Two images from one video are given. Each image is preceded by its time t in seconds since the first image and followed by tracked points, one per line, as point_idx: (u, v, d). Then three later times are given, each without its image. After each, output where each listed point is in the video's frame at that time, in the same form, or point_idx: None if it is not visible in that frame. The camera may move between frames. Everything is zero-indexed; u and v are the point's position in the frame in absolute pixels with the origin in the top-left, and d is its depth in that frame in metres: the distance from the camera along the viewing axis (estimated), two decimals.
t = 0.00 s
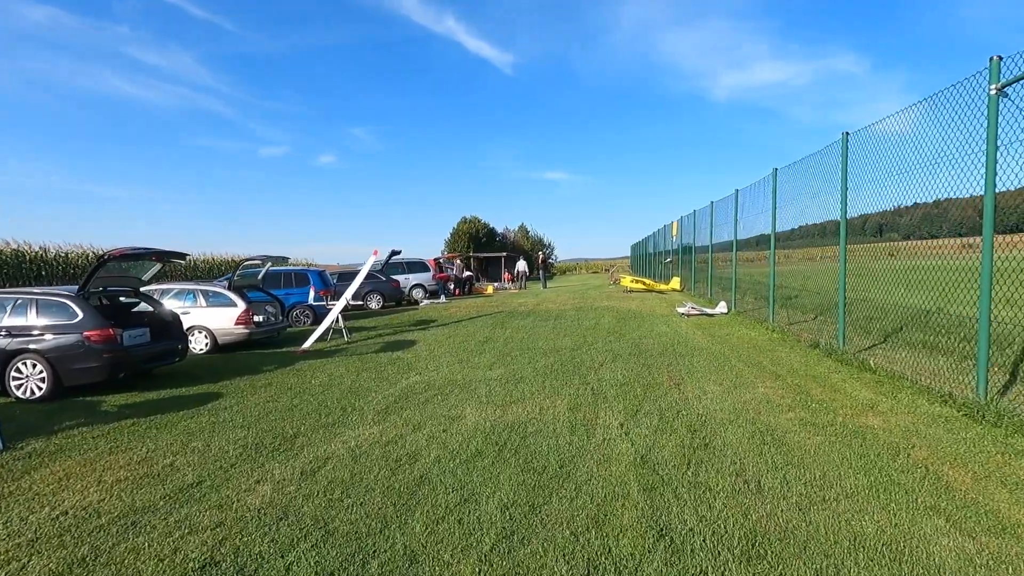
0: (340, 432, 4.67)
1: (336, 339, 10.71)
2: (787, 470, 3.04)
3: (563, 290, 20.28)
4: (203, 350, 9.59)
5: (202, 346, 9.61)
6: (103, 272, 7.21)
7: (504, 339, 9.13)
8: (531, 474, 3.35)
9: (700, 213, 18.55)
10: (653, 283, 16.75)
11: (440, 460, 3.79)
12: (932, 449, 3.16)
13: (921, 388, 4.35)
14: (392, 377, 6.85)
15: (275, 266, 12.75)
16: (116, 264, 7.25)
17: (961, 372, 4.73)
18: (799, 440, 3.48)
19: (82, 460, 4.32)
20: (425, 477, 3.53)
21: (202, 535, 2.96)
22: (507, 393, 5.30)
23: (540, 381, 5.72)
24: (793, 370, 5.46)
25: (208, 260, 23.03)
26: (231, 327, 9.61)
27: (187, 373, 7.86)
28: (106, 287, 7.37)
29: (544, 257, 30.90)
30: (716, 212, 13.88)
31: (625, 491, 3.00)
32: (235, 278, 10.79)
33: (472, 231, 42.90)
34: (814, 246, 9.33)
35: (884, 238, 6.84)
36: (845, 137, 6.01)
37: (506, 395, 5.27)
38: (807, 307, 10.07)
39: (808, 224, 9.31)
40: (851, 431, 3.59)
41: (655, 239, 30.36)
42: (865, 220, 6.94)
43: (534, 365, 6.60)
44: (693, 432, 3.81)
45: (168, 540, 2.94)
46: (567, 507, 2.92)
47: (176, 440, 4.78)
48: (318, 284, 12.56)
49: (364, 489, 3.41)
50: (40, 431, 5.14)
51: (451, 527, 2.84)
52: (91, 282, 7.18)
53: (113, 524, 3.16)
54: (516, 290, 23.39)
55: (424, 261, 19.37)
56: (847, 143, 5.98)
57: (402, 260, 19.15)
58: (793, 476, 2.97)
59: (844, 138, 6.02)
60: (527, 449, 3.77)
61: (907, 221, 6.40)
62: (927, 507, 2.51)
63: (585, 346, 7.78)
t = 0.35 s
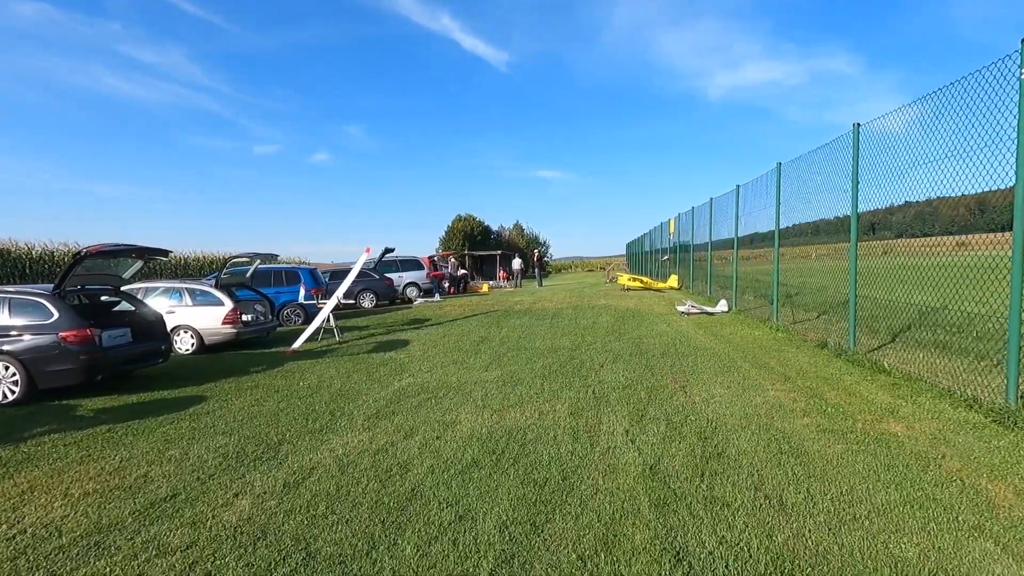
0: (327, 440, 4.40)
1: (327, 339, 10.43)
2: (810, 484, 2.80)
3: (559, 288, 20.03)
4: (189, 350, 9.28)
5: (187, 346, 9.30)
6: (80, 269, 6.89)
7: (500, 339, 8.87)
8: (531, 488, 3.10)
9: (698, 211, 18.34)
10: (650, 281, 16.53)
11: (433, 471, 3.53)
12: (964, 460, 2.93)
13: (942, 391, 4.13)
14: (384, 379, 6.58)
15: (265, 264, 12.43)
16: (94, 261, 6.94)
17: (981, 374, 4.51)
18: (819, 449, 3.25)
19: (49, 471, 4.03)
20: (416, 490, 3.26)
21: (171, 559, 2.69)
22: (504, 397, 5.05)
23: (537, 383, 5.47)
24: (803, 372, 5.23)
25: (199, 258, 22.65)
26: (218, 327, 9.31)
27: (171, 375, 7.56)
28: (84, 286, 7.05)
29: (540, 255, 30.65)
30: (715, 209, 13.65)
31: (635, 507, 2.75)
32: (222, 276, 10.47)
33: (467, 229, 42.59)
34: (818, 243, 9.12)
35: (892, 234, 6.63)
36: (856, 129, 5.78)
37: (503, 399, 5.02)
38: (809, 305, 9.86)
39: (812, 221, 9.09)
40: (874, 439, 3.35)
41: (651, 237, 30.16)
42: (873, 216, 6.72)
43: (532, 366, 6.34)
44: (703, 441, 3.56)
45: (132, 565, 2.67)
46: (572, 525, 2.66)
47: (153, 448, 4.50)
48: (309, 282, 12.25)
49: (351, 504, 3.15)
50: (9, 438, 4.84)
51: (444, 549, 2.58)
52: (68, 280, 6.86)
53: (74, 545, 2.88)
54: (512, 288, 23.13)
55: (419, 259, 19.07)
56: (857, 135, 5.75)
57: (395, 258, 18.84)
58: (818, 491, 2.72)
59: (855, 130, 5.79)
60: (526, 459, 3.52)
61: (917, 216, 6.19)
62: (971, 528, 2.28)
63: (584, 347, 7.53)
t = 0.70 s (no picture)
0: (316, 448, 4.11)
1: (319, 338, 10.13)
2: (846, 501, 2.55)
3: (555, 287, 19.78)
4: (176, 351, 8.97)
5: (173, 347, 9.00)
6: (55, 267, 6.55)
7: (497, 339, 8.60)
8: (537, 505, 2.83)
9: (696, 208, 18.13)
10: (648, 279, 16.31)
11: (430, 484, 3.26)
12: (1011, 473, 2.69)
13: (970, 396, 3.90)
14: (377, 381, 6.30)
15: (255, 262, 12.10)
16: (71, 258, 6.60)
17: (1006, 376, 4.29)
18: (849, 460, 3.00)
19: (14, 483, 3.73)
20: (412, 506, 2.99)
21: None
22: (504, 401, 4.78)
23: (538, 386, 5.20)
24: (816, 374, 5.00)
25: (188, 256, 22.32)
26: (205, 327, 8.99)
27: (155, 377, 7.25)
28: (60, 284, 6.71)
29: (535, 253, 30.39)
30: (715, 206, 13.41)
31: (653, 528, 2.49)
32: (210, 274, 10.14)
33: (462, 228, 42.28)
34: (823, 240, 8.90)
35: (904, 231, 6.41)
36: (871, 120, 5.54)
37: (503, 403, 4.75)
38: (812, 304, 9.65)
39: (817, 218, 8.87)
40: (906, 448, 3.11)
41: (646, 234, 29.91)
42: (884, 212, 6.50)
43: (532, 368, 6.07)
44: (720, 450, 3.31)
45: None
46: (585, 549, 2.40)
47: (128, 457, 4.20)
48: (300, 280, 11.93)
49: (340, 523, 2.87)
50: None
51: None
52: (42, 278, 6.52)
53: (30, 572, 2.59)
54: (508, 287, 22.87)
55: (413, 257, 18.76)
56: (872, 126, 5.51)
57: (389, 256, 18.53)
58: (855, 509, 2.48)
59: (869, 122, 5.55)
60: (530, 471, 3.25)
61: (930, 211, 5.97)
62: None
63: (584, 347, 7.28)
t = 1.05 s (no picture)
0: (303, 460, 3.85)
1: (311, 340, 9.84)
2: (882, 526, 2.32)
3: (552, 286, 19.53)
4: (161, 353, 8.67)
5: (158, 348, 8.70)
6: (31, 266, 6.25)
7: (493, 340, 8.34)
8: (542, 529, 2.59)
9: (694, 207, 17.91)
10: (646, 279, 16.08)
11: (424, 502, 3.00)
12: None
13: (997, 403, 3.68)
14: (369, 385, 6.04)
15: (245, 261, 11.80)
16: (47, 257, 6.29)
17: None
18: (878, 477, 2.78)
19: None
20: (404, 529, 2.74)
21: None
22: (503, 408, 4.53)
23: (537, 392, 4.95)
24: (830, 379, 4.77)
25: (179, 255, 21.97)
26: (191, 328, 8.70)
27: (138, 381, 6.96)
28: (37, 284, 6.41)
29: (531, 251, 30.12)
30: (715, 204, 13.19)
31: (672, 558, 2.25)
32: (198, 273, 9.84)
33: (457, 226, 41.99)
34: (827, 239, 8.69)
35: (915, 229, 6.20)
36: (886, 113, 5.31)
37: (501, 410, 4.50)
38: (816, 304, 9.45)
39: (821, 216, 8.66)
40: (938, 463, 2.89)
41: (643, 233, 29.69)
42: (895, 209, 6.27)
43: (531, 372, 5.82)
44: (737, 465, 3.07)
45: None
46: None
47: (101, 470, 3.92)
48: (291, 280, 11.64)
49: (325, 549, 2.62)
50: None
51: None
52: (17, 278, 6.22)
53: None
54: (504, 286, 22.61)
55: (407, 256, 18.47)
56: (887, 119, 5.29)
57: (384, 255, 18.23)
58: (894, 537, 2.25)
59: (884, 115, 5.32)
60: (532, 489, 3.01)
61: (943, 208, 5.76)
62: None
63: (584, 349, 7.03)
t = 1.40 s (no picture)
0: (280, 476, 3.55)
1: (298, 342, 9.51)
2: (929, 561, 2.05)
3: (547, 286, 19.24)
4: (141, 356, 8.33)
5: (138, 351, 8.35)
6: None
7: (488, 343, 8.05)
8: (542, 560, 2.30)
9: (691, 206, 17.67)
10: (643, 279, 15.83)
11: (410, 527, 2.71)
12: None
13: None
14: (357, 391, 5.74)
15: (231, 260, 11.44)
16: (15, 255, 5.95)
17: None
18: (916, 499, 2.51)
19: None
20: (387, 560, 2.44)
21: None
22: (498, 418, 4.23)
23: (535, 399, 4.67)
24: (845, 385, 4.49)
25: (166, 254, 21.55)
26: (172, 330, 8.35)
27: (114, 386, 6.62)
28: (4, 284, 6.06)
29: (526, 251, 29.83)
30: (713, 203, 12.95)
31: None
32: (181, 273, 9.48)
33: (451, 226, 41.66)
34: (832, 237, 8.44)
35: (928, 227, 5.95)
36: (902, 104, 5.04)
37: (496, 420, 4.20)
38: (818, 305, 9.21)
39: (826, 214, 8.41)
40: (979, 483, 2.62)
41: (638, 233, 29.48)
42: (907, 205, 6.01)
43: (527, 377, 5.53)
44: (756, 483, 2.79)
45: None
46: None
47: (59, 487, 3.59)
48: (279, 280, 11.29)
49: None
50: None
51: None
52: None
53: None
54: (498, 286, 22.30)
55: (400, 255, 18.13)
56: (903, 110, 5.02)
57: (375, 255, 17.89)
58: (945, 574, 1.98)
59: (900, 106, 5.06)
60: (530, 512, 2.72)
61: (958, 205, 5.52)
62: None
63: (582, 352, 6.74)
